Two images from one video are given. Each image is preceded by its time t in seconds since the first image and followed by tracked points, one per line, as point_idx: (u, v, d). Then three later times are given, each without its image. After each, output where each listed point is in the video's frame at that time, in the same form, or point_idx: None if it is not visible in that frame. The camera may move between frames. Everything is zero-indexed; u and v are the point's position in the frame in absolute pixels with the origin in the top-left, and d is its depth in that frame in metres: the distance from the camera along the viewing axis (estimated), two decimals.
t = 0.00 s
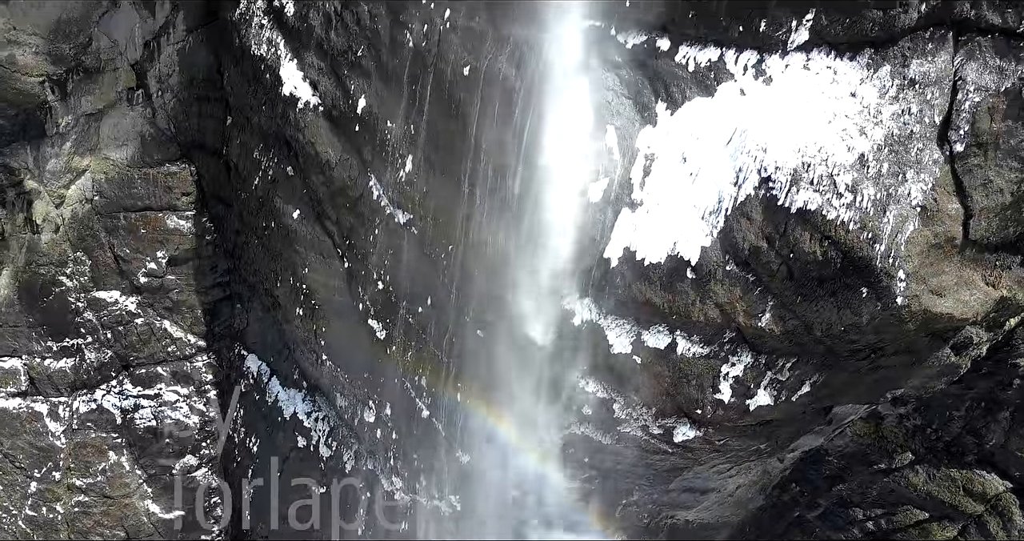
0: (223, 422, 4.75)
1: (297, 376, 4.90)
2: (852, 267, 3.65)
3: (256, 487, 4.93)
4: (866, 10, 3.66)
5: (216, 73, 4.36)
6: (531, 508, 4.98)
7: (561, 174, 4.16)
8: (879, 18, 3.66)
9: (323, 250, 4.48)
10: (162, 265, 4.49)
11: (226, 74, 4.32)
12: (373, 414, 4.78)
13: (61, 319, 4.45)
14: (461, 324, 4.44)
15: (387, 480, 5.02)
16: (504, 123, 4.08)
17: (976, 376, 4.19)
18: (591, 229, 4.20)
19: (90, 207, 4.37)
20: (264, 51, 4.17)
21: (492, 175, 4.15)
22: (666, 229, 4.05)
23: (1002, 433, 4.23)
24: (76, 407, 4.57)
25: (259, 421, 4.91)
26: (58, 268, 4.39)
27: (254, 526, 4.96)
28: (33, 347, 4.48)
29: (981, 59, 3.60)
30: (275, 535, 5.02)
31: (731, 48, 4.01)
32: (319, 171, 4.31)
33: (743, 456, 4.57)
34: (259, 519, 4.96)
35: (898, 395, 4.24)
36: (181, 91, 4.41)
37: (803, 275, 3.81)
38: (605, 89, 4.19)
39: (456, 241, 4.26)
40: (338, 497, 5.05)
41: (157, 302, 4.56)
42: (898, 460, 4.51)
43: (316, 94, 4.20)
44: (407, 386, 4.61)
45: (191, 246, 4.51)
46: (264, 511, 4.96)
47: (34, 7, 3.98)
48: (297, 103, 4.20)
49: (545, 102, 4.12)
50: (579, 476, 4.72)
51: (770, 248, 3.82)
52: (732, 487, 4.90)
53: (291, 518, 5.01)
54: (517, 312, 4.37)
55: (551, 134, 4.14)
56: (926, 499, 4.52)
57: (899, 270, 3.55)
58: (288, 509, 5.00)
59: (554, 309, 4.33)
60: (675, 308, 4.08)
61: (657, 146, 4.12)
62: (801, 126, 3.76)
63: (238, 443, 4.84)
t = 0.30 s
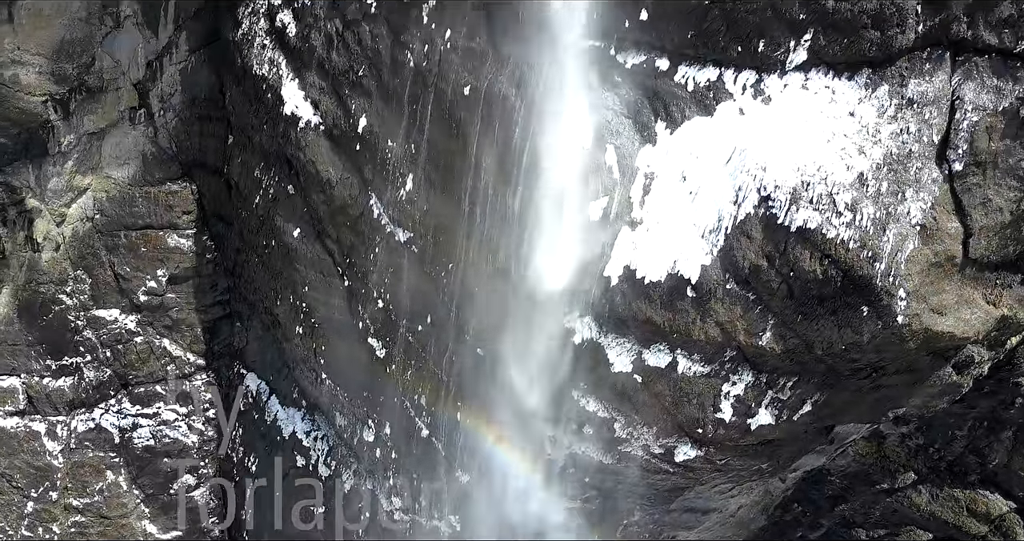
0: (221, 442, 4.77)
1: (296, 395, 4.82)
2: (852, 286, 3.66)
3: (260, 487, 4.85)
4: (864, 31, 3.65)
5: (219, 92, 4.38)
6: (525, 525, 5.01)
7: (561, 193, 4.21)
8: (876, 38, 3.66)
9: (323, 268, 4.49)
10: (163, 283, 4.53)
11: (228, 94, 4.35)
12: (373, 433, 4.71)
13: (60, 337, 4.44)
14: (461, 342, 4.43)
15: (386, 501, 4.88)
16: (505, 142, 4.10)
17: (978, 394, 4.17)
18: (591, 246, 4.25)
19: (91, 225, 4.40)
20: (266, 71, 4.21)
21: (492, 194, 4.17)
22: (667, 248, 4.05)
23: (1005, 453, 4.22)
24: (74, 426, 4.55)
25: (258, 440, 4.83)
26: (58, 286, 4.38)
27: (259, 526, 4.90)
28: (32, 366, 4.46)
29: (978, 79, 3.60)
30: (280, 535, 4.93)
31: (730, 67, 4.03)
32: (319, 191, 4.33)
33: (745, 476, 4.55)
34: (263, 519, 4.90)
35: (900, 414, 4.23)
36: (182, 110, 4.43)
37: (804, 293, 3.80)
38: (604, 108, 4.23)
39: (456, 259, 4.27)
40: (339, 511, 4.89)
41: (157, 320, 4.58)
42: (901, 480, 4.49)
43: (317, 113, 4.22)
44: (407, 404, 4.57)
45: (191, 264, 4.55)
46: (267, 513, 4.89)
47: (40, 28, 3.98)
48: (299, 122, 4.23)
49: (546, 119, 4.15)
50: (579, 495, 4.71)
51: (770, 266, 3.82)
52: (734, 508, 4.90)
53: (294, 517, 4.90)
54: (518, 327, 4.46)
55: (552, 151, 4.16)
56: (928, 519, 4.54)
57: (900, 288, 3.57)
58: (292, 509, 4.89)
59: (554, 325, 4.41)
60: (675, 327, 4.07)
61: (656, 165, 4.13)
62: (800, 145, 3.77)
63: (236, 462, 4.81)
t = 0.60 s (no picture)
0: (220, 461, 4.74)
1: (296, 414, 4.82)
2: (852, 305, 3.65)
3: (263, 487, 4.81)
4: (862, 51, 3.68)
5: (220, 111, 4.43)
6: None
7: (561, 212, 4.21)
8: (874, 58, 3.68)
9: (323, 286, 4.48)
10: (162, 302, 4.51)
11: (229, 113, 4.39)
12: (372, 453, 4.71)
13: (59, 356, 4.44)
14: (461, 360, 4.45)
15: (385, 521, 4.87)
16: (505, 162, 4.14)
17: (980, 414, 4.15)
18: (591, 265, 4.21)
19: (92, 243, 4.41)
20: (268, 90, 4.25)
21: (493, 213, 4.20)
22: (667, 267, 4.06)
23: (1009, 473, 4.18)
24: (72, 445, 4.54)
25: (257, 458, 4.82)
26: (57, 305, 4.38)
27: (261, 525, 4.85)
28: (30, 385, 4.45)
29: (976, 98, 3.62)
30: (281, 535, 4.88)
31: (729, 86, 4.04)
32: (320, 209, 4.33)
33: (747, 496, 4.55)
34: (266, 518, 4.85)
35: (902, 433, 4.19)
36: (184, 129, 4.50)
37: (804, 312, 3.81)
38: (602, 128, 4.21)
39: (456, 278, 4.28)
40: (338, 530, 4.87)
41: (157, 338, 4.57)
42: (904, 500, 4.49)
43: (318, 132, 4.26)
44: (407, 424, 4.55)
45: (191, 283, 4.54)
46: (270, 513, 4.84)
47: (43, 49, 4.03)
48: (299, 142, 4.26)
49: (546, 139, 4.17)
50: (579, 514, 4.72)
51: (770, 284, 3.83)
52: (736, 527, 4.90)
53: (298, 517, 4.87)
54: (518, 345, 4.43)
55: (552, 170, 4.15)
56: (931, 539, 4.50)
57: (902, 307, 3.55)
58: (296, 509, 4.86)
59: (554, 345, 4.35)
60: (676, 345, 4.07)
61: (656, 185, 4.13)
62: (799, 165, 3.78)
63: (235, 483, 4.78)
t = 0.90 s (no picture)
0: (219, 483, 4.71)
1: (295, 436, 4.76)
2: (853, 326, 3.66)
3: (268, 487, 4.76)
4: (859, 73, 3.70)
5: (223, 134, 4.48)
6: None
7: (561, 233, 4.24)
8: (872, 80, 3.70)
9: (323, 306, 4.48)
10: (163, 323, 4.51)
11: (231, 135, 4.44)
12: (371, 475, 4.66)
13: (58, 377, 4.42)
14: (461, 381, 4.45)
15: None
16: (505, 183, 4.17)
17: (983, 436, 4.12)
18: (591, 287, 4.21)
19: (92, 264, 4.41)
20: (269, 112, 4.29)
21: (493, 234, 4.22)
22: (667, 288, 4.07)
23: (1013, 496, 4.19)
24: (69, 467, 4.50)
25: (255, 481, 4.75)
26: (57, 325, 4.38)
27: (266, 525, 4.76)
28: (28, 406, 4.42)
29: (973, 120, 3.61)
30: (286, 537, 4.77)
31: (727, 108, 4.05)
32: (321, 230, 4.35)
33: (749, 518, 4.55)
34: (270, 519, 4.76)
35: (905, 454, 4.15)
36: (186, 151, 4.50)
37: (805, 333, 3.81)
38: (601, 149, 4.21)
39: (456, 298, 4.29)
40: None
41: (156, 359, 4.56)
42: (908, 523, 4.48)
43: (319, 154, 4.29)
44: (407, 445, 4.53)
45: (191, 304, 4.54)
46: (275, 513, 4.76)
47: (46, 71, 4.06)
48: (300, 163, 4.30)
49: (545, 161, 4.19)
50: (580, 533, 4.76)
51: (771, 305, 3.83)
52: None
53: (302, 518, 4.77)
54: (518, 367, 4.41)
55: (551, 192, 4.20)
56: None
57: (903, 328, 3.54)
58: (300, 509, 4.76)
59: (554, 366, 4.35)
60: (677, 367, 4.07)
61: (656, 206, 4.13)
62: (797, 186, 3.80)
63: (233, 506, 4.72)
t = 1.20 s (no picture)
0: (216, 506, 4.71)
1: (294, 457, 4.70)
2: (855, 347, 3.64)
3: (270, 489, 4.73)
4: (858, 95, 3.71)
5: (224, 154, 4.49)
6: None
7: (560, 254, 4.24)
8: (870, 102, 3.71)
9: (322, 327, 4.47)
10: (162, 343, 4.52)
11: (233, 156, 4.44)
12: (369, 497, 4.61)
13: (56, 399, 4.41)
14: (461, 402, 4.43)
15: None
16: (505, 204, 4.19)
17: (987, 458, 4.10)
18: (591, 307, 4.19)
19: (92, 284, 4.40)
20: (271, 132, 4.30)
21: (493, 255, 4.24)
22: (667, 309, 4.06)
23: (1019, 520, 4.12)
24: (66, 489, 4.49)
25: (252, 503, 4.72)
26: (56, 346, 4.36)
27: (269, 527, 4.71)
28: (25, 428, 4.40)
29: (972, 141, 3.61)
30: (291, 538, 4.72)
31: (726, 130, 4.07)
32: (321, 250, 4.35)
33: None
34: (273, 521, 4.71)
35: (908, 476, 4.12)
36: (188, 172, 4.55)
37: (805, 354, 3.79)
38: (600, 170, 4.22)
39: (456, 319, 4.29)
40: None
41: (155, 381, 4.56)
42: None
43: (321, 175, 4.31)
44: (406, 466, 4.50)
45: (191, 324, 4.56)
46: (278, 515, 4.71)
47: (50, 92, 4.09)
48: (301, 184, 4.31)
49: (545, 182, 4.21)
50: None
51: (771, 325, 3.81)
52: None
53: (305, 519, 4.70)
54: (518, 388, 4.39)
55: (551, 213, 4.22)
56: None
57: (904, 349, 3.52)
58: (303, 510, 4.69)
59: (553, 387, 4.33)
60: (677, 388, 4.06)
61: (656, 227, 4.14)
62: (797, 207, 3.80)
63: (230, 527, 4.71)
